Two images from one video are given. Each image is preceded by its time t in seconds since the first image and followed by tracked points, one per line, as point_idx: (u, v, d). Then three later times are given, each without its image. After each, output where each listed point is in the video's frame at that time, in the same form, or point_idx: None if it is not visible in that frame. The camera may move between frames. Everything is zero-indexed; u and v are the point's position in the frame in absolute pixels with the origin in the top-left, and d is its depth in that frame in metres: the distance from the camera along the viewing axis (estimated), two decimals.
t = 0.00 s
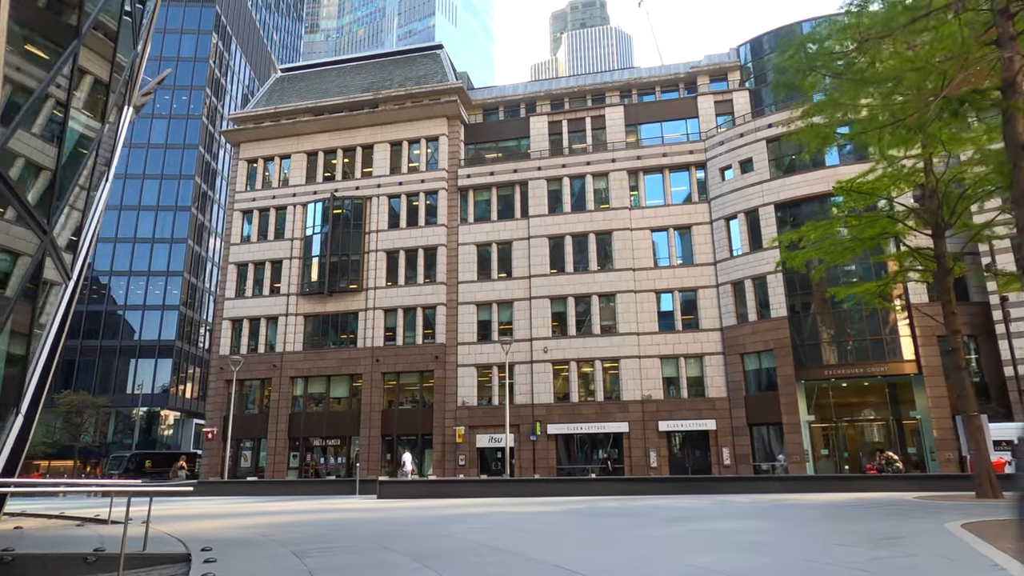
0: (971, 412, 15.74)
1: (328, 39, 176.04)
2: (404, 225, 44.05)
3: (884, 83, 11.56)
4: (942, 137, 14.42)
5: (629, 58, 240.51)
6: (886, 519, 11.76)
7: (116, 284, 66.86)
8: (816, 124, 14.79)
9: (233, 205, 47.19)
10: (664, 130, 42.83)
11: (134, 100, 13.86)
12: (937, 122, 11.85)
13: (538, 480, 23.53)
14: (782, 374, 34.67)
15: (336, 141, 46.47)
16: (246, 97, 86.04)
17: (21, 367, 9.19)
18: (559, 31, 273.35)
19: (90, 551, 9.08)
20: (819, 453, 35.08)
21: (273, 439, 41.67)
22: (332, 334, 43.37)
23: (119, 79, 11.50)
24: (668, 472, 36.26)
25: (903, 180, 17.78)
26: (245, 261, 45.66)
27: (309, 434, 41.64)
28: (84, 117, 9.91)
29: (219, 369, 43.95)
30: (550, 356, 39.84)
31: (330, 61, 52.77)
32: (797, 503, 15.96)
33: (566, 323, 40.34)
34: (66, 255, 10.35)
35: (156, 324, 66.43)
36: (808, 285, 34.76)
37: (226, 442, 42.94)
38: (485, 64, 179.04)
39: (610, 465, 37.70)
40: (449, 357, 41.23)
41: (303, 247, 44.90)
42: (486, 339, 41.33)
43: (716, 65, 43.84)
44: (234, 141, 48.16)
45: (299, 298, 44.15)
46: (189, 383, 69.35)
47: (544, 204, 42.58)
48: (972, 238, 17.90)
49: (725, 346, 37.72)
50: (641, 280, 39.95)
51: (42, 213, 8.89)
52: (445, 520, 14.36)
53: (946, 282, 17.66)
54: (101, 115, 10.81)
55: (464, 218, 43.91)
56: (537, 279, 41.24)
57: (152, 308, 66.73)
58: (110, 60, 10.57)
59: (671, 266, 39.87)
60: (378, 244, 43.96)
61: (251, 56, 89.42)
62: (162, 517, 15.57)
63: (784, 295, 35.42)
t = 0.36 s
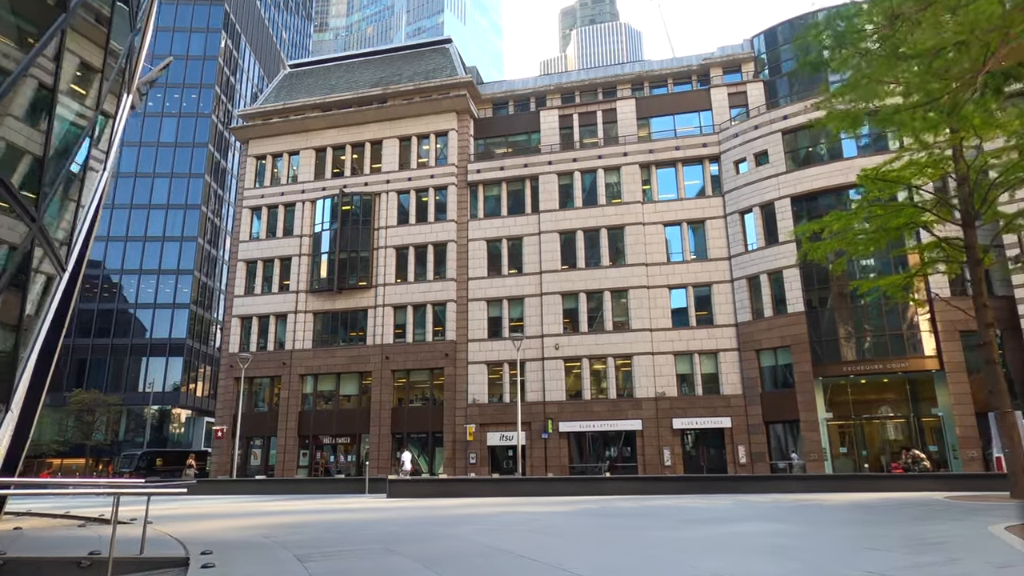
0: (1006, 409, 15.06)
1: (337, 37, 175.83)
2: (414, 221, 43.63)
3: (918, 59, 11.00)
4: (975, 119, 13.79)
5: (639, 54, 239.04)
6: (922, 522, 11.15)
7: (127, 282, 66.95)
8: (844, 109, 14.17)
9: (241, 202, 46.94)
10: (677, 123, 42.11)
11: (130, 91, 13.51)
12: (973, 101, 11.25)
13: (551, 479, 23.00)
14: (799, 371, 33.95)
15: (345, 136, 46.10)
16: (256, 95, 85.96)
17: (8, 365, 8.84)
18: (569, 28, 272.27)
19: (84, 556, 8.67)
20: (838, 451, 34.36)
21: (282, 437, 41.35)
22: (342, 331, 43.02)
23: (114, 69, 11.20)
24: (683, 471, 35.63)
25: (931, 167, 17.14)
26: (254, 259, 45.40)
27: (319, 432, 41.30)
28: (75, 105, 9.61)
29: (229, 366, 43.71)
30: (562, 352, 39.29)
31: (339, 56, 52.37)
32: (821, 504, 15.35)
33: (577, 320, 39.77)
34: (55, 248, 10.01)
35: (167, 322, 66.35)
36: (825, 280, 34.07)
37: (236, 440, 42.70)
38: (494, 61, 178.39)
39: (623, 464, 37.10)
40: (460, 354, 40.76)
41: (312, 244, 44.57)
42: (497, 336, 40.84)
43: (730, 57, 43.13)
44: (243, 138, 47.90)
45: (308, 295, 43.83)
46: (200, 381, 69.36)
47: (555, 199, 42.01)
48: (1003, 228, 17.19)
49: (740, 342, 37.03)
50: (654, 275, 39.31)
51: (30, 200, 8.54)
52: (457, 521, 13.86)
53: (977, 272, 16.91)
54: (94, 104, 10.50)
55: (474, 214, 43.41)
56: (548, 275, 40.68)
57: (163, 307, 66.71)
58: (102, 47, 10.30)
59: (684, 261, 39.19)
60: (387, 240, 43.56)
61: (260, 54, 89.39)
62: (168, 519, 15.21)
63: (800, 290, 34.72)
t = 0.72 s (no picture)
0: None
1: (346, 35, 175.68)
2: (423, 216, 43.18)
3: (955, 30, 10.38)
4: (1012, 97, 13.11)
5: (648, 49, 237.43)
6: (958, 522, 10.53)
7: (137, 280, 67.01)
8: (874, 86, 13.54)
9: (250, 198, 46.69)
10: (690, 115, 41.41)
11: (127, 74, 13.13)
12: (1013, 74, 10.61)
13: (563, 476, 22.45)
14: (816, 366, 33.25)
15: (353, 131, 45.72)
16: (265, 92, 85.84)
17: None
18: (578, 24, 270.95)
19: (77, 555, 8.22)
20: (856, 448, 33.69)
21: (292, 434, 41.06)
22: (351, 328, 42.65)
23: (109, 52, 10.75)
24: (697, 468, 35.02)
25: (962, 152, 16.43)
26: (263, 255, 45.13)
27: (329, 429, 40.97)
28: (64, 89, 9.16)
29: (238, 363, 43.46)
30: (573, 348, 38.73)
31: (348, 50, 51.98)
32: (848, 503, 14.72)
33: (589, 315, 39.21)
34: (50, 237, 9.80)
35: (176, 320, 66.20)
36: (843, 273, 33.37)
37: (245, 437, 42.48)
38: (503, 58, 177.69)
39: (636, 461, 36.52)
40: (470, 351, 40.29)
41: (321, 240, 44.21)
42: (507, 332, 40.34)
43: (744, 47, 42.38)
44: (251, 133, 47.64)
45: (317, 292, 43.50)
46: (211, 379, 69.29)
47: (566, 192, 41.44)
48: None
49: (756, 337, 36.33)
50: (667, 269, 38.67)
51: (17, 183, 8.07)
52: (469, 519, 13.37)
53: (1010, 260, 16.20)
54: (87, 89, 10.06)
55: (484, 209, 42.90)
56: (559, 270, 40.13)
57: (173, 304, 66.59)
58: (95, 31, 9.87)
59: (698, 255, 38.52)
60: (396, 235, 43.16)
61: (269, 52, 89.25)
62: (174, 517, 14.85)
63: (817, 283, 34.02)
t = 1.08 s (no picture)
0: None
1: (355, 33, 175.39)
2: (432, 211, 42.74)
3: None
4: None
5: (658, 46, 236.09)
6: (1001, 522, 9.91)
7: (148, 278, 67.02)
8: (908, 61, 12.88)
9: (259, 194, 46.44)
10: (703, 106, 40.67)
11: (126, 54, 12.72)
12: None
13: (577, 473, 21.92)
14: (834, 362, 32.53)
15: (362, 126, 45.32)
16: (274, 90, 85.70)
17: None
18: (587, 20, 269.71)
19: (71, 556, 7.75)
20: (876, 445, 32.97)
21: (302, 432, 40.79)
22: (361, 324, 42.31)
23: (102, 37, 10.41)
24: (712, 466, 34.39)
25: (993, 135, 15.74)
26: (273, 251, 44.85)
27: (339, 426, 40.66)
28: (52, 72, 8.81)
29: (248, 360, 43.19)
30: (585, 344, 38.17)
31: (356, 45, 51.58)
32: (876, 501, 14.12)
33: (601, 310, 38.62)
34: (42, 223, 9.40)
35: (187, 318, 66.23)
36: (861, 266, 32.68)
37: (255, 434, 42.27)
38: (512, 55, 177.06)
39: (650, 459, 35.93)
40: (480, 347, 39.83)
41: (330, 236, 43.87)
42: (518, 328, 39.82)
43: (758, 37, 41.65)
44: (260, 129, 47.35)
45: (326, 288, 43.15)
46: (222, 377, 69.36)
47: (577, 186, 40.85)
48: None
49: (772, 332, 35.63)
50: (680, 263, 38.01)
51: (2, 163, 7.68)
52: (481, 517, 12.83)
53: None
54: (79, 75, 9.75)
55: (494, 204, 42.39)
56: (570, 264, 39.54)
57: (183, 302, 66.59)
58: (86, 16, 9.54)
59: (712, 249, 37.85)
60: (406, 231, 42.75)
61: (278, 50, 89.09)
62: (179, 516, 14.45)
63: (835, 277, 33.30)
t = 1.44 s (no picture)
0: None
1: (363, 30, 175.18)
2: (442, 206, 42.29)
3: None
4: None
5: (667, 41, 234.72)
6: None
7: (157, 276, 66.96)
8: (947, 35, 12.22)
9: (267, 189, 46.16)
10: (716, 98, 39.96)
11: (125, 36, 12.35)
12: None
13: (591, 471, 21.37)
14: (852, 358, 31.82)
15: (370, 121, 44.93)
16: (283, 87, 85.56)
17: None
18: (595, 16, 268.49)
19: (61, 559, 7.26)
20: (895, 443, 32.24)
21: (311, 429, 40.48)
22: (370, 321, 41.94)
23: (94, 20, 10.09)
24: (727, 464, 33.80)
25: None
26: (281, 248, 44.56)
27: (348, 424, 40.32)
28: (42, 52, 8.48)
29: (257, 357, 42.94)
30: (597, 340, 37.63)
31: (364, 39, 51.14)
32: (905, 501, 13.54)
33: (613, 306, 38.04)
34: (33, 207, 9.00)
35: (197, 316, 66.21)
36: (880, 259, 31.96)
37: (264, 432, 42.03)
38: (520, 51, 176.39)
39: (663, 457, 35.36)
40: (491, 343, 39.38)
41: (338, 232, 43.49)
42: (529, 324, 39.32)
43: (772, 28, 40.96)
44: (268, 124, 47.05)
45: (335, 285, 42.81)
46: (232, 375, 69.28)
47: (588, 180, 40.28)
48: None
49: (788, 327, 34.93)
50: (694, 258, 37.37)
51: None
52: (495, 517, 12.34)
53: None
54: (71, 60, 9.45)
55: (504, 198, 41.90)
56: (582, 259, 38.98)
57: (193, 300, 66.53)
58: None
59: (726, 243, 37.17)
60: (415, 226, 42.32)
61: (286, 48, 88.90)
62: (185, 515, 14.04)
63: (854, 271, 32.59)
